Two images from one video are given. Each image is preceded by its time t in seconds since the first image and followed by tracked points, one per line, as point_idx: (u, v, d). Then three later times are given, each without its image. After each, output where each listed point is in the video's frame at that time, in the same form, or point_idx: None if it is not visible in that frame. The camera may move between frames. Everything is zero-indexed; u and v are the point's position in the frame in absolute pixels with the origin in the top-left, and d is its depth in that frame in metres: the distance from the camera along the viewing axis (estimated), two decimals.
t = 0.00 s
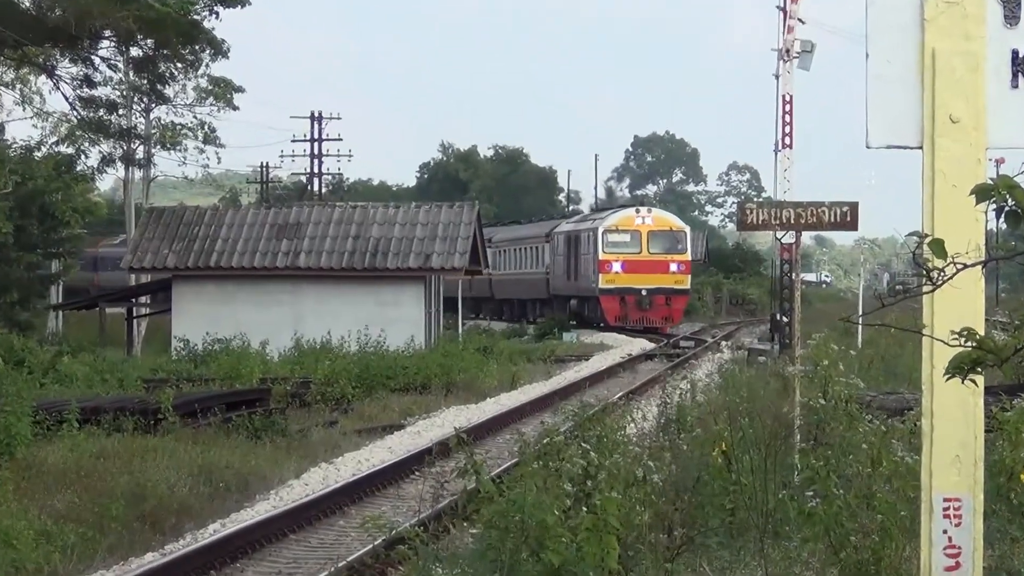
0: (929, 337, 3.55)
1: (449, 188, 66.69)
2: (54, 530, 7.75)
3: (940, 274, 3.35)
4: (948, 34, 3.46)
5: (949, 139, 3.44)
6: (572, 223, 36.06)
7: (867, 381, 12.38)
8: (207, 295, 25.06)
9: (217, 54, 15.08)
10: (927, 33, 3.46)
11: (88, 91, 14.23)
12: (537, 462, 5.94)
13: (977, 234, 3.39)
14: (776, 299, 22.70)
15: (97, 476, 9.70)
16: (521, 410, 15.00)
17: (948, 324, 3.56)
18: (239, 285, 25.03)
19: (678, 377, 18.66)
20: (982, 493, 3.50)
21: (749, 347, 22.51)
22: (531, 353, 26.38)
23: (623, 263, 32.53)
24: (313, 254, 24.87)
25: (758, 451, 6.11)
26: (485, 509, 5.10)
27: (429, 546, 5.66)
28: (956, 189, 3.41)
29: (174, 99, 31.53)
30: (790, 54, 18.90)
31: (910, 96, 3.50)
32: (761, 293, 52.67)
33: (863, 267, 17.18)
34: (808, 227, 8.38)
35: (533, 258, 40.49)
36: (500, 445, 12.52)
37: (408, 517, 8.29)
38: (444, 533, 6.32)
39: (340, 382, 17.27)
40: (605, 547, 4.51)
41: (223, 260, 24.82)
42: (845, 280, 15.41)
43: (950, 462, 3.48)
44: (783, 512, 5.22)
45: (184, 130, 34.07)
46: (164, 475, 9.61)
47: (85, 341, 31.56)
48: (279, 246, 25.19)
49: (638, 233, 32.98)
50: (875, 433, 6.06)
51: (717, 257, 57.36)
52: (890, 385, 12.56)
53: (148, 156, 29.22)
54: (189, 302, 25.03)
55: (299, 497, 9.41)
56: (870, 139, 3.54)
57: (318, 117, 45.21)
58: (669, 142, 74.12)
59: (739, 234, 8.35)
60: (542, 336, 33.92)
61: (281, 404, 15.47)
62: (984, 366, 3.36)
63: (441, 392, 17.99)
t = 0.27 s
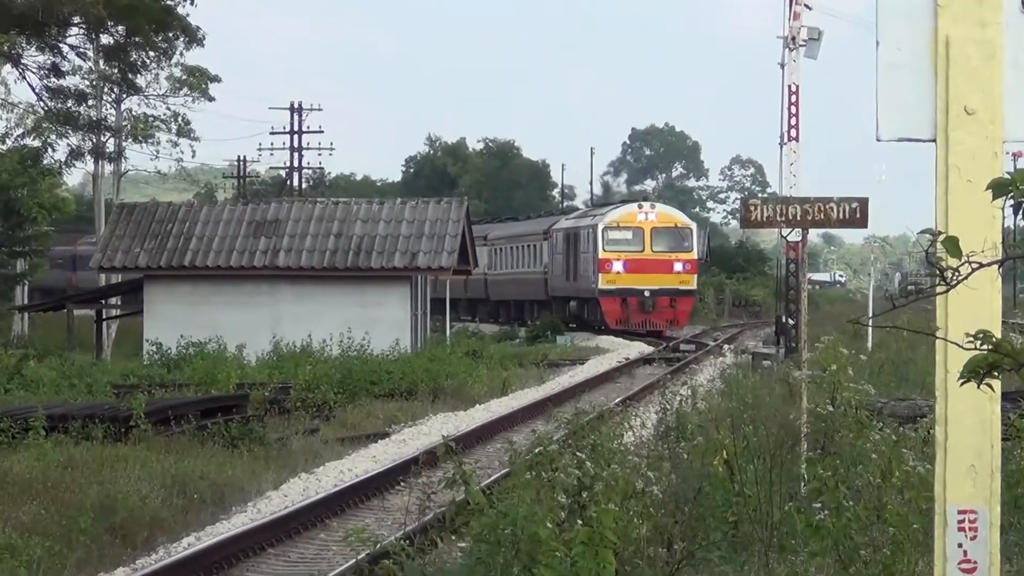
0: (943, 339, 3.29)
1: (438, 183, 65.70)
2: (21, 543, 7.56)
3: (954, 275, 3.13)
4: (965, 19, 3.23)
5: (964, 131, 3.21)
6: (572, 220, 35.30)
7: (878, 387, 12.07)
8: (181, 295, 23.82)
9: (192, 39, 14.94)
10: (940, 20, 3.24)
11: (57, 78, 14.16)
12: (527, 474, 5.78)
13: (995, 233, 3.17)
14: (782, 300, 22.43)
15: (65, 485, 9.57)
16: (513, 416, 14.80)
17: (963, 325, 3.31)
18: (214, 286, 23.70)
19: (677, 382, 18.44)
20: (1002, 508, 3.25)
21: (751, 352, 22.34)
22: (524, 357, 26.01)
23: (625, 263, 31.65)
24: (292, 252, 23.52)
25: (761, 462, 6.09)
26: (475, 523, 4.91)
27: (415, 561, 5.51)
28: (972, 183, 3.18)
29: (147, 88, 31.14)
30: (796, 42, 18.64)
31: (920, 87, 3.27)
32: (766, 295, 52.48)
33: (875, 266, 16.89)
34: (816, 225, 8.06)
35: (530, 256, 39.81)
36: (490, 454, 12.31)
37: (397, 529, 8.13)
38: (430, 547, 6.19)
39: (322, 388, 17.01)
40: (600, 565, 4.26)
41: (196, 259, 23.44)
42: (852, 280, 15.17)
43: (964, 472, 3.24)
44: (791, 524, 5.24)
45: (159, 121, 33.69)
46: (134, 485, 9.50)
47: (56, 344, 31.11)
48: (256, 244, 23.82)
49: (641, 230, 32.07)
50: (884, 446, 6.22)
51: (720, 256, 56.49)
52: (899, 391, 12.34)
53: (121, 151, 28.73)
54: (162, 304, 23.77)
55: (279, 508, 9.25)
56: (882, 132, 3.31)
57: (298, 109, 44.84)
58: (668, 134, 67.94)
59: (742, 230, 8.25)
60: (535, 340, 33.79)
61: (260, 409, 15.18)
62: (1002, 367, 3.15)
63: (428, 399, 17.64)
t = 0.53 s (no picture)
0: (953, 342, 3.19)
1: (422, 178, 64.92)
2: None
3: (965, 274, 3.10)
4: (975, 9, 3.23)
5: (975, 124, 3.20)
6: (568, 217, 34.93)
7: (887, 395, 11.94)
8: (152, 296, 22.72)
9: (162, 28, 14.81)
10: (951, 8, 3.24)
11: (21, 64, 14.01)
12: (515, 484, 5.67)
13: (1007, 230, 3.16)
14: (785, 301, 22.28)
15: (31, 494, 9.44)
16: (502, 424, 14.63)
17: (976, 328, 3.20)
18: (187, 286, 22.67)
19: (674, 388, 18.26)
20: (1011, 516, 3.16)
21: (751, 355, 22.20)
22: (513, 362, 25.58)
23: (624, 263, 31.41)
24: (268, 251, 22.49)
25: (763, 472, 6.03)
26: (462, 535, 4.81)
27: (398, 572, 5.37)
28: (984, 179, 3.17)
29: (117, 80, 30.77)
30: (799, 30, 18.36)
31: (931, 80, 3.27)
32: (767, 296, 52.26)
33: (881, 266, 16.68)
34: (820, 222, 7.89)
35: (524, 255, 39.42)
36: (476, 464, 12.12)
37: (379, 542, 8.14)
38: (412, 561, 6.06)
39: (300, 394, 16.76)
40: None
41: (167, 258, 22.41)
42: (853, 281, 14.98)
43: (975, 482, 3.15)
44: (792, 538, 5.10)
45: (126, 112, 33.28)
46: (103, 496, 9.39)
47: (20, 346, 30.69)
48: (230, 242, 22.79)
49: (641, 227, 31.73)
50: (894, 453, 6.14)
51: (719, 254, 55.96)
52: (902, 398, 12.17)
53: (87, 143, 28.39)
54: (130, 307, 22.65)
55: (256, 521, 9.14)
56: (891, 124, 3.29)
57: (275, 100, 44.45)
58: (664, 128, 66.39)
59: (742, 227, 7.98)
60: (524, 343, 33.61)
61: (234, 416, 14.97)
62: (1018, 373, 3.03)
63: (411, 406, 17.43)
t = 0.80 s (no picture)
0: (965, 345, 2.99)
1: (406, 172, 64.24)
2: None
3: (976, 274, 2.90)
4: None
5: (989, 114, 2.99)
6: (565, 212, 34.66)
7: (894, 400, 11.69)
8: (121, 296, 22.20)
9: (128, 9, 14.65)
10: None
11: None
12: (506, 492, 5.99)
13: None
14: (789, 302, 22.08)
15: None
16: (491, 430, 14.43)
17: (989, 328, 2.99)
18: (161, 285, 22.20)
19: (671, 392, 18.01)
20: None
21: (754, 358, 21.97)
22: (502, 366, 25.24)
23: (624, 261, 31.21)
24: (244, 249, 21.98)
25: (765, 479, 5.84)
26: (448, 552, 4.65)
27: None
28: (999, 173, 2.94)
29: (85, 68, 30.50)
30: (804, 17, 18.18)
31: (943, 70, 3.09)
32: (770, 296, 51.99)
33: (890, 264, 16.39)
34: (830, 220, 7.76)
35: (519, 252, 39.12)
36: (463, 473, 11.88)
37: (361, 556, 8.08)
38: None
39: (277, 398, 16.47)
40: None
41: (137, 256, 21.86)
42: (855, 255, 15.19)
43: (988, 492, 2.96)
44: (796, 551, 4.86)
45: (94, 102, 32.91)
46: (69, 506, 9.28)
47: None
48: (203, 239, 22.27)
49: (642, 222, 31.48)
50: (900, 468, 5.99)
51: (719, 252, 55.59)
52: (912, 405, 11.93)
53: (55, 136, 27.95)
54: (101, 307, 22.18)
55: (233, 534, 8.98)
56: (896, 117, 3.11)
57: (250, 88, 44.16)
58: (660, 117, 65.96)
59: (743, 223, 7.72)
60: (514, 345, 33.29)
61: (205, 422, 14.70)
62: None
63: (395, 412, 17.21)
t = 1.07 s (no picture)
0: (980, 348, 2.76)
1: (389, 167, 63.70)
2: None
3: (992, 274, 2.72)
4: None
5: (1005, 105, 2.74)
6: (562, 208, 34.50)
7: (906, 407, 11.48)
8: (88, 298, 21.90)
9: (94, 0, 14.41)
10: None
11: None
12: (494, 505, 5.96)
13: None
14: (793, 304, 21.87)
15: None
16: (480, 437, 14.23)
17: (1008, 329, 2.75)
18: (131, 287, 21.92)
19: (669, 396, 17.77)
20: None
21: (756, 361, 21.76)
22: (491, 371, 24.99)
23: (625, 261, 31.00)
24: (217, 248, 21.71)
25: (768, 492, 5.66)
26: None
27: None
28: (1014, 167, 2.69)
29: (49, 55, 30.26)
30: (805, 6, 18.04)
31: (956, 56, 2.86)
32: (773, 297, 51.76)
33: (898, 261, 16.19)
34: (834, 215, 7.58)
35: (514, 250, 38.87)
36: (450, 484, 11.68)
37: (342, 573, 7.93)
38: None
39: (252, 405, 16.25)
40: None
41: (106, 256, 21.59)
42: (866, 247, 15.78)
43: (1004, 504, 2.70)
44: (802, 566, 4.69)
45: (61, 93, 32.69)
46: (33, 520, 9.19)
47: None
48: (175, 237, 22.01)
49: (643, 219, 31.26)
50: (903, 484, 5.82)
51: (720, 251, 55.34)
52: (924, 412, 11.70)
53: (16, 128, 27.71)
54: (68, 307, 21.90)
55: (205, 548, 8.80)
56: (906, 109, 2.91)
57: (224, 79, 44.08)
58: (657, 108, 65.22)
59: (745, 220, 7.55)
60: (502, 349, 32.99)
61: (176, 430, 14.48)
62: None
63: (377, 421, 17.01)
